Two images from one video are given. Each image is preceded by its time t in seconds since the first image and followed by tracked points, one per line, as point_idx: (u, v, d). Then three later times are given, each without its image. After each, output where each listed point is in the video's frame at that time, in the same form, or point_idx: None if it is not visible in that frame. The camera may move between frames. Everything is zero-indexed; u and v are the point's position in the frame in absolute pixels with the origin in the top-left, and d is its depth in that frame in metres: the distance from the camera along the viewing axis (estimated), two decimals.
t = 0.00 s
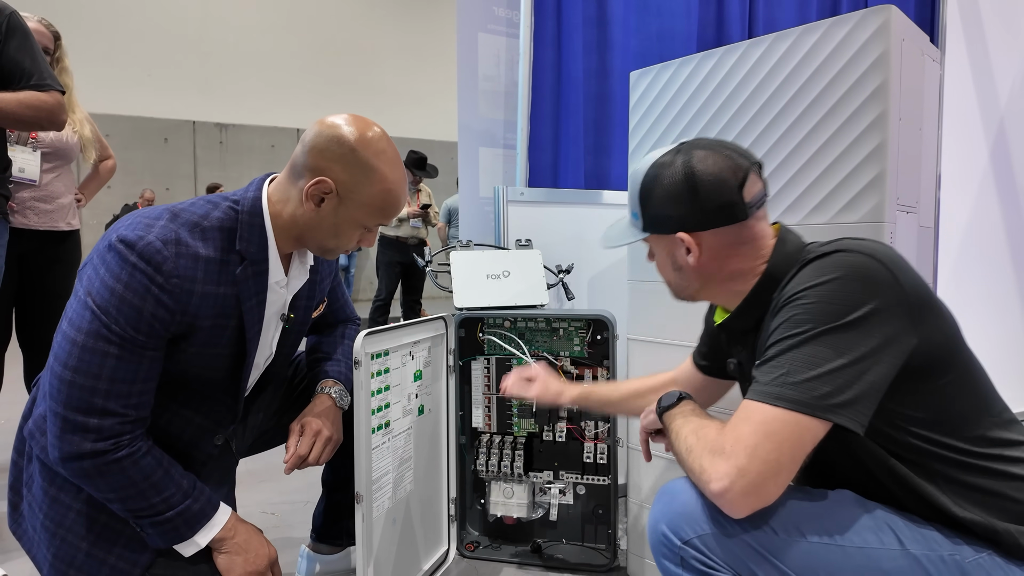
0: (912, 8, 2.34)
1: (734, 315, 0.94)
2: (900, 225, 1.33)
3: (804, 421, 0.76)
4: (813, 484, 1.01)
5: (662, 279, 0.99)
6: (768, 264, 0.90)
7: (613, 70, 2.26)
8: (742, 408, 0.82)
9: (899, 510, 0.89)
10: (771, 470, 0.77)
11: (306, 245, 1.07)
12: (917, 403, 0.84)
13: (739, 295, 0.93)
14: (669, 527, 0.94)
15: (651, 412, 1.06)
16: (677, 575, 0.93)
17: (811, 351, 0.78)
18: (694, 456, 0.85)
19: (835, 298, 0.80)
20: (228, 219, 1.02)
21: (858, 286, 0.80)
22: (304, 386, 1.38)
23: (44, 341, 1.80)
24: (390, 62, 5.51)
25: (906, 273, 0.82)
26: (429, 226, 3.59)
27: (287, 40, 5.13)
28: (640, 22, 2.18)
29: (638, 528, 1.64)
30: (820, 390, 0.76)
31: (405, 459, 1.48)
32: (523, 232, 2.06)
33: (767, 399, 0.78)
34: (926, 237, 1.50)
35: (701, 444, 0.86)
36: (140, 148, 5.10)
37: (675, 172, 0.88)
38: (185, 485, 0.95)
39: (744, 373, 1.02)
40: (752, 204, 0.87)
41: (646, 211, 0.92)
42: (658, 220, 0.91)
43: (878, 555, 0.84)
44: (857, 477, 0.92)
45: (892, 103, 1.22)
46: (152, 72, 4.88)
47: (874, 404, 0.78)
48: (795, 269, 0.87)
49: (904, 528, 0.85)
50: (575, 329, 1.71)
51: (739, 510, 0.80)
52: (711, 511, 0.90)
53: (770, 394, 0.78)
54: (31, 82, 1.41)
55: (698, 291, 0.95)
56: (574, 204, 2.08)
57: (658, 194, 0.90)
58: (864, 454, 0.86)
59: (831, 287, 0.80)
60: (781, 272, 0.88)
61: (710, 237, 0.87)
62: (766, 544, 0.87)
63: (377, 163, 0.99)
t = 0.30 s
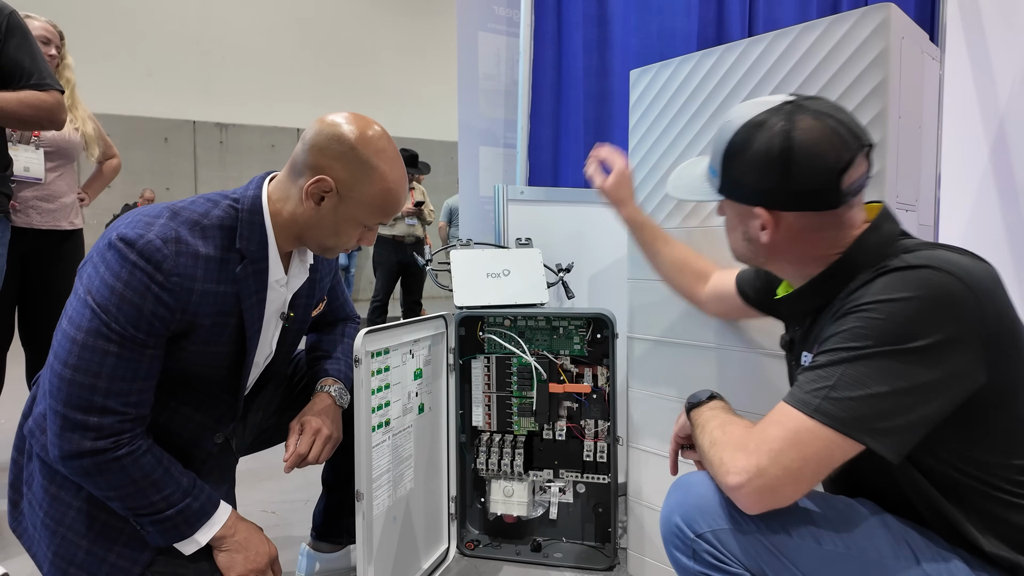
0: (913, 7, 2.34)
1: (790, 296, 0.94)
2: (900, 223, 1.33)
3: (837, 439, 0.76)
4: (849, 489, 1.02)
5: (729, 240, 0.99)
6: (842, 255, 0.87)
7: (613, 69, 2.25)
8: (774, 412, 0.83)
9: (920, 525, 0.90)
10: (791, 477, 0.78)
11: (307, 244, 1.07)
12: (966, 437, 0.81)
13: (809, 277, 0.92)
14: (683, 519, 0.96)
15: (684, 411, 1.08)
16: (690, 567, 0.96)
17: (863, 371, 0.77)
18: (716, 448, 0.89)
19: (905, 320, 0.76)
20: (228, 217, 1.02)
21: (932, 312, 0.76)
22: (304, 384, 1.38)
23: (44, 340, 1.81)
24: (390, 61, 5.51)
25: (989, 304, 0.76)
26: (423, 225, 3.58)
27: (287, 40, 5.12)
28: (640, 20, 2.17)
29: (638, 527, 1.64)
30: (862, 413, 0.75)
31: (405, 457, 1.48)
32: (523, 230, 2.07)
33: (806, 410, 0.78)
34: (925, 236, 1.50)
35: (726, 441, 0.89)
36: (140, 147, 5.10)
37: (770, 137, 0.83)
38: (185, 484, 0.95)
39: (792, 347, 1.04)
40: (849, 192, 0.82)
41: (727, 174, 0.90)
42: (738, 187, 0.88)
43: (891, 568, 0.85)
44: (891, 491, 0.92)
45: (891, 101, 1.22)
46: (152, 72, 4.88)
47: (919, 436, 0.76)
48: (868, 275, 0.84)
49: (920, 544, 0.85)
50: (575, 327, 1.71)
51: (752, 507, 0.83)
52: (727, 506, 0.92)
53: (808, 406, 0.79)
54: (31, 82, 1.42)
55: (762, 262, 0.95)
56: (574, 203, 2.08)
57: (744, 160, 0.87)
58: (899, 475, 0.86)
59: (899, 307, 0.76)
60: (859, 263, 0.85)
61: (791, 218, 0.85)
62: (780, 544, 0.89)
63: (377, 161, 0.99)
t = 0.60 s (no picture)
0: (911, 9, 2.34)
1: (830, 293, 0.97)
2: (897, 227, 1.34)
3: (867, 456, 0.77)
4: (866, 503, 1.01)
5: (772, 235, 1.01)
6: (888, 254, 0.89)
7: (613, 71, 2.25)
8: (800, 425, 0.84)
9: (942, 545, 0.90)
10: (820, 494, 0.79)
11: (306, 248, 1.07)
12: (1002, 463, 0.80)
13: (850, 275, 0.94)
14: (698, 527, 0.96)
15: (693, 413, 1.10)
16: None
17: (901, 388, 0.77)
18: (738, 459, 0.90)
19: (948, 339, 0.76)
20: (228, 222, 1.03)
21: (976, 332, 0.76)
22: (303, 387, 1.39)
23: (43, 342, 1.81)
24: (389, 62, 5.51)
25: None
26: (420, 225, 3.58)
27: (286, 41, 5.13)
28: (639, 23, 2.16)
29: (638, 530, 1.65)
30: (898, 430, 0.76)
31: (405, 460, 1.48)
32: (523, 233, 2.07)
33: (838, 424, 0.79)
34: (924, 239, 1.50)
35: (749, 450, 0.90)
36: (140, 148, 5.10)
37: (829, 125, 0.86)
38: (184, 488, 0.96)
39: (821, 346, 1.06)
40: (903, 188, 0.85)
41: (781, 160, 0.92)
42: (791, 173, 0.91)
43: None
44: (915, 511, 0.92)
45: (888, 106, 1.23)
46: (152, 73, 4.88)
47: (953, 458, 0.77)
48: (909, 290, 0.84)
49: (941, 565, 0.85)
50: (574, 330, 1.71)
51: (777, 520, 0.84)
52: (748, 517, 0.93)
53: (841, 419, 0.79)
54: (36, 91, 1.43)
55: (804, 259, 0.98)
56: (573, 206, 2.08)
57: (800, 147, 0.89)
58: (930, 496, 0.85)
59: (945, 322, 0.76)
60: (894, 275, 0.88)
61: (841, 210, 0.88)
62: (798, 558, 0.89)
63: (375, 164, 1.00)
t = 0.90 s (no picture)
0: (910, 10, 2.35)
1: (823, 303, 0.97)
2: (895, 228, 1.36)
3: (867, 449, 0.77)
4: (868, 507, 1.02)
5: (760, 247, 1.01)
6: (877, 252, 0.90)
7: (612, 71, 2.25)
8: (799, 421, 0.84)
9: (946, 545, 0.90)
10: (822, 488, 0.79)
11: (306, 246, 1.07)
12: (995, 451, 0.81)
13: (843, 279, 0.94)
14: (700, 527, 0.96)
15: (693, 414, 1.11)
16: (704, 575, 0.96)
17: (898, 378, 0.77)
18: (741, 458, 0.90)
19: (944, 328, 0.77)
20: (229, 222, 1.03)
21: (969, 321, 0.77)
22: (301, 388, 1.39)
23: (43, 342, 1.82)
24: (390, 62, 5.51)
25: None
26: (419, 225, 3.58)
27: (286, 41, 5.13)
28: (639, 23, 2.18)
29: (638, 529, 1.65)
30: (897, 420, 0.76)
31: (405, 460, 1.49)
32: (522, 233, 2.07)
33: (837, 417, 0.79)
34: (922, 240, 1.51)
35: (751, 449, 0.90)
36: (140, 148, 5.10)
37: (815, 131, 0.87)
38: (185, 488, 0.96)
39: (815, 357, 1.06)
40: (891, 184, 0.87)
41: (769, 169, 0.93)
42: (781, 179, 0.92)
43: None
44: (912, 505, 0.92)
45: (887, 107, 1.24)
46: (152, 73, 4.89)
47: (953, 447, 0.77)
48: (900, 283, 0.85)
49: (942, 563, 0.86)
50: (574, 331, 1.71)
51: (780, 517, 0.83)
52: (749, 515, 0.93)
53: (840, 411, 0.79)
54: (38, 97, 1.53)
55: (797, 266, 0.98)
56: (572, 206, 2.08)
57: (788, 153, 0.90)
58: (926, 487, 0.86)
59: (938, 311, 0.77)
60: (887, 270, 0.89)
61: (834, 210, 0.88)
62: (799, 556, 0.89)
63: (375, 161, 1.00)
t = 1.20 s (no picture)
0: (910, 11, 2.35)
1: (810, 306, 0.98)
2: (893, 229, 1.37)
3: (855, 446, 0.77)
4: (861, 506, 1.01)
5: (746, 256, 1.01)
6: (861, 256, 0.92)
7: (611, 72, 2.25)
8: (789, 419, 0.84)
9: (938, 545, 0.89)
10: (812, 485, 0.79)
11: (304, 245, 1.07)
12: (980, 446, 0.81)
13: (828, 284, 0.96)
14: (694, 527, 0.96)
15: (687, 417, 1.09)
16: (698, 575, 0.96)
17: (883, 375, 0.78)
18: (733, 458, 0.90)
19: (927, 324, 0.77)
20: (227, 223, 1.03)
21: (950, 317, 0.77)
22: (299, 389, 1.40)
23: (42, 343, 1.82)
24: (389, 62, 5.51)
25: (1011, 309, 0.78)
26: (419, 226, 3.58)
27: (286, 41, 5.13)
28: (637, 24, 2.17)
29: (636, 530, 1.65)
30: (882, 416, 0.76)
31: (404, 461, 1.49)
32: (521, 234, 2.07)
33: (824, 414, 0.79)
34: (919, 240, 1.52)
35: (744, 449, 0.90)
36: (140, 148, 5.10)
37: (803, 139, 0.88)
38: (184, 489, 0.96)
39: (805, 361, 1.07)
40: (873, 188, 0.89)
41: (756, 176, 0.93)
42: (769, 188, 0.92)
43: None
44: (904, 502, 0.91)
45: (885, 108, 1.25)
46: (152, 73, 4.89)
47: (940, 443, 0.77)
48: (886, 284, 0.86)
49: (933, 562, 0.85)
50: (572, 332, 1.71)
51: (771, 515, 0.83)
52: (742, 515, 0.93)
53: (827, 409, 0.79)
54: (36, 101, 1.54)
55: (783, 273, 0.98)
56: (571, 207, 2.09)
57: (776, 162, 0.91)
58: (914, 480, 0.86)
59: (920, 308, 0.78)
60: (871, 272, 0.90)
61: (823, 216, 0.90)
62: (792, 555, 0.89)
63: (370, 159, 1.00)
